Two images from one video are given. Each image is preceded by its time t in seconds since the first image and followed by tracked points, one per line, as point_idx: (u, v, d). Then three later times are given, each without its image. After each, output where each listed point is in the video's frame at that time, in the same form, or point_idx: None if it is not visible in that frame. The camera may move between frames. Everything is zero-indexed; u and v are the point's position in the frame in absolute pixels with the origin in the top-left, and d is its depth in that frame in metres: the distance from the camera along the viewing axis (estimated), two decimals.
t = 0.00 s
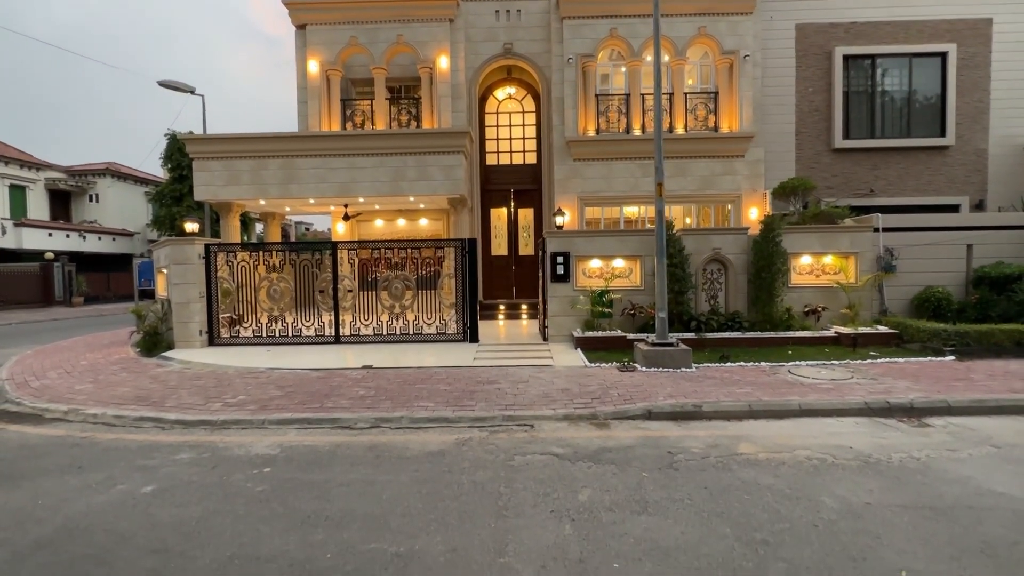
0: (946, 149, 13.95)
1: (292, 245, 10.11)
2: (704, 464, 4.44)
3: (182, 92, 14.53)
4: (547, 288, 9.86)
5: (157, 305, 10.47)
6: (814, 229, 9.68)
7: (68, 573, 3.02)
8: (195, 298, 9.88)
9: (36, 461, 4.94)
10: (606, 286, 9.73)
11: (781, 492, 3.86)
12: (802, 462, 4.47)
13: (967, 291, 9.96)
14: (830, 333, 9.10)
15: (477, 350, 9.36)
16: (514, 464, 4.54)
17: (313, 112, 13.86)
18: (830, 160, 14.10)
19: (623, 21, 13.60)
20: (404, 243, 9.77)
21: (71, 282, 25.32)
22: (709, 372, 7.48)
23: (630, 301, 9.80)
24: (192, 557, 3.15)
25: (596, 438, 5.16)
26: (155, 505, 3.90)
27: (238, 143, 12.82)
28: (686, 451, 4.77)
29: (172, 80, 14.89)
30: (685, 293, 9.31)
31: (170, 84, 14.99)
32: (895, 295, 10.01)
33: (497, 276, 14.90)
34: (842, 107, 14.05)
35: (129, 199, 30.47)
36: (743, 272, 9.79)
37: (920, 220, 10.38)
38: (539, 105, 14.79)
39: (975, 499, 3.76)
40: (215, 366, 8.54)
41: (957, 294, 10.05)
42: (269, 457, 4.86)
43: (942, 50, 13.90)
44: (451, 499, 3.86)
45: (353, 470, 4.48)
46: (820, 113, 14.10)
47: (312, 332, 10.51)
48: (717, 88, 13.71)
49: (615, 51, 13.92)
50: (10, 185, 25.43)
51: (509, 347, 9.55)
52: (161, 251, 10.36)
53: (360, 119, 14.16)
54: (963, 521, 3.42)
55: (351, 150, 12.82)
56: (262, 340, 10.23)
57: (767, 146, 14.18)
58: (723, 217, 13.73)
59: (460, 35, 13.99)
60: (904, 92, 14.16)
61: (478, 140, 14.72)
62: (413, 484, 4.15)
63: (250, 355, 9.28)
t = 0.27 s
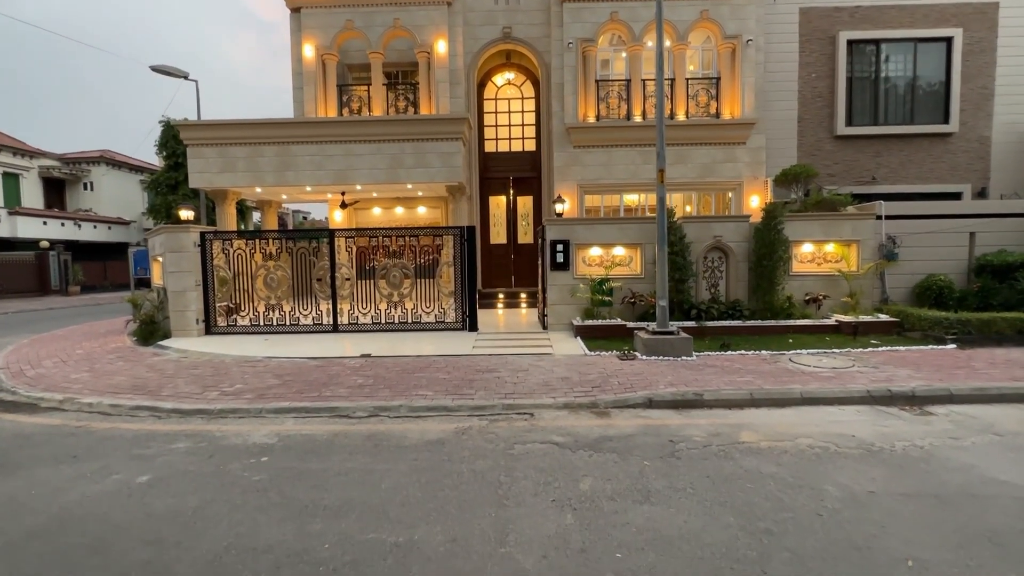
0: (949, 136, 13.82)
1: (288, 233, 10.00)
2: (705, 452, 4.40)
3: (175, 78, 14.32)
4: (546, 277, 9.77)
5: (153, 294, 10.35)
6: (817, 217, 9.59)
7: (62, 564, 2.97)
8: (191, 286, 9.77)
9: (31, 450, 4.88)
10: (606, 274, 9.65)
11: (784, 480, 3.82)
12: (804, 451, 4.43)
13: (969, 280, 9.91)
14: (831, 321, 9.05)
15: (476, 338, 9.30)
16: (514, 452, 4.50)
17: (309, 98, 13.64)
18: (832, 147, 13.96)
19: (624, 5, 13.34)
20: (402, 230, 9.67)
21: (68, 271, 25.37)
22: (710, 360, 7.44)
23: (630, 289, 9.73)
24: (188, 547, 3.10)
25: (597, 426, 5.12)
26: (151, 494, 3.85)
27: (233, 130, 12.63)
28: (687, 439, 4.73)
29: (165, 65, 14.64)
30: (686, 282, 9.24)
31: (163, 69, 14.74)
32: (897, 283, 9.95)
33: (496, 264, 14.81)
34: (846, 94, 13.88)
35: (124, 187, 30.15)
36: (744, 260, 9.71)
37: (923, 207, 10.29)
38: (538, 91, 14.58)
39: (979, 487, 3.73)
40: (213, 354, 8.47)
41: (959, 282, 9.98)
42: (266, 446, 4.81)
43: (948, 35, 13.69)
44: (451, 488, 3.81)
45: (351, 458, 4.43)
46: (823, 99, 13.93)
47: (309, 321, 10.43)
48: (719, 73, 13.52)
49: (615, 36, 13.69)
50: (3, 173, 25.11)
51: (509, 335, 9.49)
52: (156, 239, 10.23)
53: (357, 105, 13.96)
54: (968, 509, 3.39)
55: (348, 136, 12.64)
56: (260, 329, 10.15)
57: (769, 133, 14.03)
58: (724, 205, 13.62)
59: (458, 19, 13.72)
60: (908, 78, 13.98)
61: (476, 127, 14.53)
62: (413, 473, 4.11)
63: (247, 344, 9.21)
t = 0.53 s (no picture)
0: (954, 127, 13.66)
1: (285, 224, 9.84)
2: (712, 447, 4.29)
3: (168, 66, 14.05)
4: (547, 268, 9.64)
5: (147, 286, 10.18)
6: (821, 208, 9.46)
7: (46, 565, 2.86)
8: (186, 278, 9.61)
9: (20, 445, 4.76)
10: (607, 266, 9.52)
11: (793, 477, 3.72)
12: (813, 446, 4.33)
13: (974, 272, 9.79)
14: (834, 314, 8.94)
15: (475, 331, 9.19)
16: (515, 448, 4.39)
17: (305, 87, 13.39)
18: (836, 137, 13.80)
19: None
20: (400, 222, 9.52)
21: (63, 264, 25.00)
22: (713, 353, 7.33)
23: (631, 281, 9.60)
24: (179, 548, 2.98)
25: (600, 421, 5.01)
26: (142, 492, 3.74)
27: (228, 119, 12.41)
28: (692, 434, 4.62)
29: (158, 53, 14.38)
30: (688, 273, 9.12)
31: (157, 57, 14.47)
32: (901, 275, 9.83)
33: (495, 256, 14.65)
34: (850, 83, 13.69)
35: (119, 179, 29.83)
36: (747, 252, 9.59)
37: (928, 198, 10.14)
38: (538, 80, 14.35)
39: (994, 483, 3.63)
40: (208, 347, 8.34)
41: (964, 274, 9.85)
42: (262, 441, 4.69)
43: (954, 24, 13.48)
44: (452, 485, 3.70)
45: (349, 454, 4.32)
46: (827, 88, 13.74)
47: (306, 314, 10.29)
48: (722, 63, 13.31)
49: (617, 24, 13.46)
50: None
51: (509, 328, 9.37)
52: (150, 230, 10.06)
53: (354, 94, 13.73)
54: (984, 507, 3.28)
55: (344, 126, 12.43)
56: (256, 322, 10.03)
57: (772, 124, 13.86)
58: (726, 196, 13.46)
59: (456, 6, 13.46)
60: (913, 67, 13.80)
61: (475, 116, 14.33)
62: (412, 470, 3.99)
63: (243, 337, 9.07)
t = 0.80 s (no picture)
0: (958, 123, 13.53)
1: (282, 221, 9.70)
2: (720, 449, 4.17)
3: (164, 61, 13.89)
4: (548, 265, 9.52)
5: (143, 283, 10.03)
6: (825, 205, 9.35)
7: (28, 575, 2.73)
8: (182, 276, 9.47)
9: (9, 447, 4.63)
10: (609, 263, 9.40)
11: (805, 480, 3.60)
12: (823, 447, 4.21)
13: (980, 269, 9.68)
14: (839, 311, 8.83)
15: (475, 329, 9.06)
16: (518, 449, 4.27)
17: (303, 81, 13.22)
18: (839, 133, 13.67)
19: None
20: (399, 218, 9.39)
21: (59, 261, 24.91)
22: (717, 352, 7.22)
23: (634, 278, 9.49)
24: (169, 556, 2.86)
25: (604, 421, 4.89)
26: (133, 496, 3.61)
27: (224, 114, 12.24)
28: (699, 435, 4.51)
29: (154, 48, 14.19)
30: (691, 270, 9.01)
31: (152, 52, 14.29)
32: (907, 272, 9.72)
33: (495, 253, 14.52)
34: (854, 78, 13.55)
35: (116, 175, 29.64)
36: (750, 249, 9.47)
37: (934, 195, 10.02)
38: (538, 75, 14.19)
39: (1013, 487, 3.51)
40: (204, 346, 8.21)
41: (970, 271, 9.74)
42: (257, 443, 4.57)
43: (959, 18, 13.34)
44: (453, 489, 3.58)
45: (346, 456, 4.20)
46: (830, 84, 13.60)
47: (304, 311, 10.16)
48: (725, 57, 13.16)
49: (618, 18, 13.29)
50: None
51: (509, 326, 9.25)
52: (146, 226, 9.91)
53: (352, 89, 13.56)
54: (1004, 512, 3.17)
55: (343, 121, 12.27)
56: (253, 319, 9.90)
57: (775, 119, 13.72)
58: (728, 192, 13.33)
59: None
60: (917, 62, 13.66)
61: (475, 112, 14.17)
62: (411, 472, 3.87)
63: (240, 335, 8.94)
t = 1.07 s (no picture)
0: (961, 125, 13.45)
1: (280, 223, 9.58)
2: (727, 458, 4.04)
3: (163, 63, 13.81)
4: (549, 268, 9.40)
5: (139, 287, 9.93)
6: (829, 207, 9.24)
7: None
8: (178, 279, 9.34)
9: None
10: (611, 266, 9.29)
11: (817, 491, 3.48)
12: (834, 457, 4.09)
13: (986, 272, 9.56)
14: (844, 315, 8.71)
15: (475, 333, 8.94)
16: (519, 459, 4.14)
17: (301, 83, 13.13)
18: (841, 135, 13.58)
19: None
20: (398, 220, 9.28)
21: (57, 264, 24.92)
22: (721, 356, 7.09)
23: (636, 282, 9.37)
24: (155, 573, 2.74)
25: (607, 429, 4.77)
26: (120, 508, 3.48)
27: (222, 116, 12.15)
28: (705, 443, 4.38)
29: (152, 49, 14.12)
30: (694, 274, 8.89)
31: (151, 53, 14.21)
32: (912, 276, 9.61)
33: (495, 256, 14.41)
34: (856, 81, 13.47)
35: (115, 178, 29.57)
36: (754, 252, 9.36)
37: (938, 197, 9.92)
38: (539, 77, 14.11)
39: None
40: (200, 350, 8.08)
41: (976, 275, 9.62)
42: (251, 451, 4.44)
43: (962, 20, 13.27)
44: (452, 501, 3.45)
45: (342, 466, 4.07)
46: (832, 86, 13.52)
47: (302, 315, 10.03)
48: (726, 59, 13.07)
49: (619, 20, 13.22)
50: None
51: (509, 330, 9.13)
52: (142, 229, 9.79)
53: (351, 91, 13.48)
54: None
55: (342, 123, 12.18)
56: (250, 323, 9.77)
57: (777, 122, 13.64)
58: (730, 195, 13.23)
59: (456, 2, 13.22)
60: (920, 65, 13.58)
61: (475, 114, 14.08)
62: (409, 483, 3.74)
63: (237, 339, 8.81)
